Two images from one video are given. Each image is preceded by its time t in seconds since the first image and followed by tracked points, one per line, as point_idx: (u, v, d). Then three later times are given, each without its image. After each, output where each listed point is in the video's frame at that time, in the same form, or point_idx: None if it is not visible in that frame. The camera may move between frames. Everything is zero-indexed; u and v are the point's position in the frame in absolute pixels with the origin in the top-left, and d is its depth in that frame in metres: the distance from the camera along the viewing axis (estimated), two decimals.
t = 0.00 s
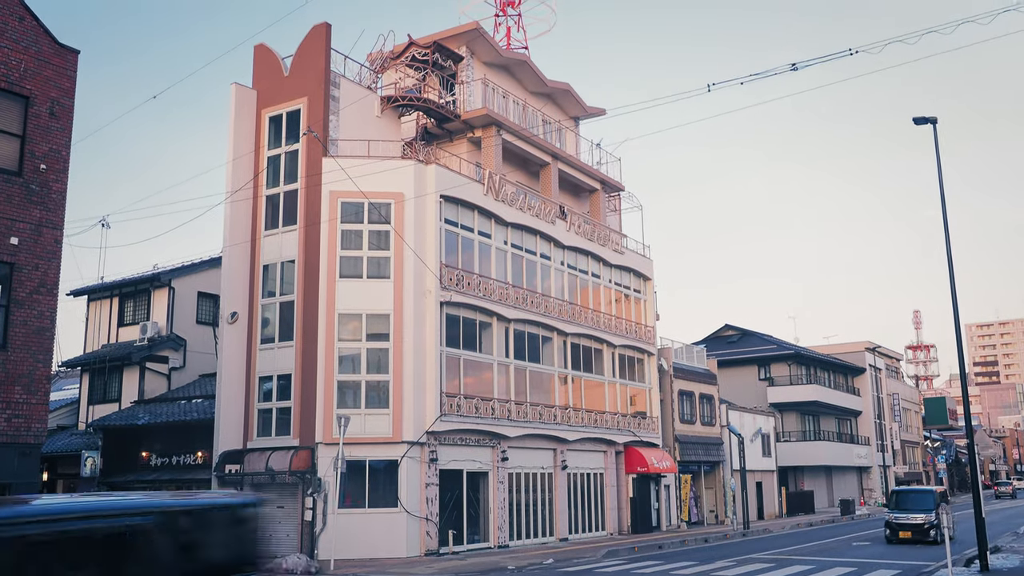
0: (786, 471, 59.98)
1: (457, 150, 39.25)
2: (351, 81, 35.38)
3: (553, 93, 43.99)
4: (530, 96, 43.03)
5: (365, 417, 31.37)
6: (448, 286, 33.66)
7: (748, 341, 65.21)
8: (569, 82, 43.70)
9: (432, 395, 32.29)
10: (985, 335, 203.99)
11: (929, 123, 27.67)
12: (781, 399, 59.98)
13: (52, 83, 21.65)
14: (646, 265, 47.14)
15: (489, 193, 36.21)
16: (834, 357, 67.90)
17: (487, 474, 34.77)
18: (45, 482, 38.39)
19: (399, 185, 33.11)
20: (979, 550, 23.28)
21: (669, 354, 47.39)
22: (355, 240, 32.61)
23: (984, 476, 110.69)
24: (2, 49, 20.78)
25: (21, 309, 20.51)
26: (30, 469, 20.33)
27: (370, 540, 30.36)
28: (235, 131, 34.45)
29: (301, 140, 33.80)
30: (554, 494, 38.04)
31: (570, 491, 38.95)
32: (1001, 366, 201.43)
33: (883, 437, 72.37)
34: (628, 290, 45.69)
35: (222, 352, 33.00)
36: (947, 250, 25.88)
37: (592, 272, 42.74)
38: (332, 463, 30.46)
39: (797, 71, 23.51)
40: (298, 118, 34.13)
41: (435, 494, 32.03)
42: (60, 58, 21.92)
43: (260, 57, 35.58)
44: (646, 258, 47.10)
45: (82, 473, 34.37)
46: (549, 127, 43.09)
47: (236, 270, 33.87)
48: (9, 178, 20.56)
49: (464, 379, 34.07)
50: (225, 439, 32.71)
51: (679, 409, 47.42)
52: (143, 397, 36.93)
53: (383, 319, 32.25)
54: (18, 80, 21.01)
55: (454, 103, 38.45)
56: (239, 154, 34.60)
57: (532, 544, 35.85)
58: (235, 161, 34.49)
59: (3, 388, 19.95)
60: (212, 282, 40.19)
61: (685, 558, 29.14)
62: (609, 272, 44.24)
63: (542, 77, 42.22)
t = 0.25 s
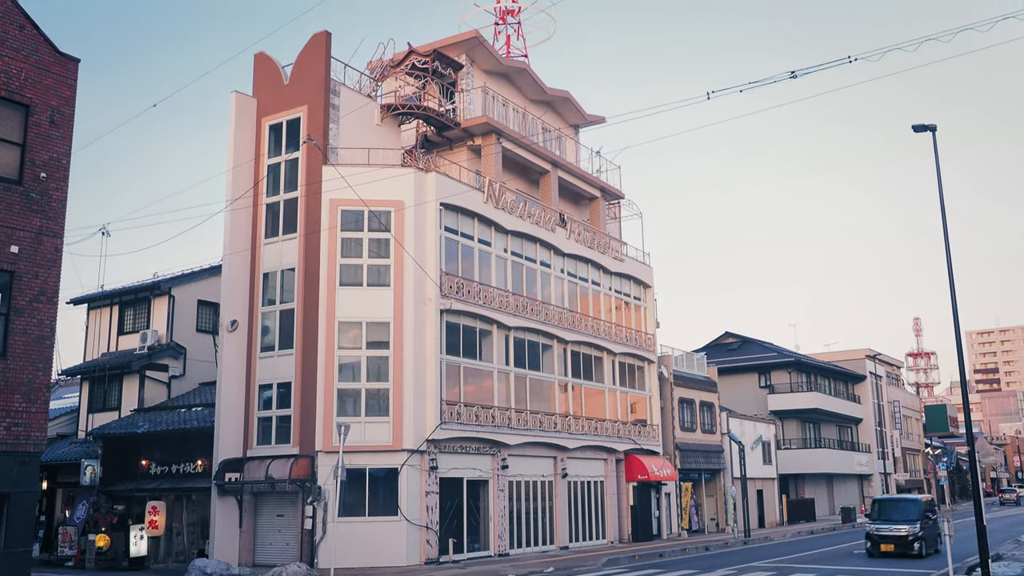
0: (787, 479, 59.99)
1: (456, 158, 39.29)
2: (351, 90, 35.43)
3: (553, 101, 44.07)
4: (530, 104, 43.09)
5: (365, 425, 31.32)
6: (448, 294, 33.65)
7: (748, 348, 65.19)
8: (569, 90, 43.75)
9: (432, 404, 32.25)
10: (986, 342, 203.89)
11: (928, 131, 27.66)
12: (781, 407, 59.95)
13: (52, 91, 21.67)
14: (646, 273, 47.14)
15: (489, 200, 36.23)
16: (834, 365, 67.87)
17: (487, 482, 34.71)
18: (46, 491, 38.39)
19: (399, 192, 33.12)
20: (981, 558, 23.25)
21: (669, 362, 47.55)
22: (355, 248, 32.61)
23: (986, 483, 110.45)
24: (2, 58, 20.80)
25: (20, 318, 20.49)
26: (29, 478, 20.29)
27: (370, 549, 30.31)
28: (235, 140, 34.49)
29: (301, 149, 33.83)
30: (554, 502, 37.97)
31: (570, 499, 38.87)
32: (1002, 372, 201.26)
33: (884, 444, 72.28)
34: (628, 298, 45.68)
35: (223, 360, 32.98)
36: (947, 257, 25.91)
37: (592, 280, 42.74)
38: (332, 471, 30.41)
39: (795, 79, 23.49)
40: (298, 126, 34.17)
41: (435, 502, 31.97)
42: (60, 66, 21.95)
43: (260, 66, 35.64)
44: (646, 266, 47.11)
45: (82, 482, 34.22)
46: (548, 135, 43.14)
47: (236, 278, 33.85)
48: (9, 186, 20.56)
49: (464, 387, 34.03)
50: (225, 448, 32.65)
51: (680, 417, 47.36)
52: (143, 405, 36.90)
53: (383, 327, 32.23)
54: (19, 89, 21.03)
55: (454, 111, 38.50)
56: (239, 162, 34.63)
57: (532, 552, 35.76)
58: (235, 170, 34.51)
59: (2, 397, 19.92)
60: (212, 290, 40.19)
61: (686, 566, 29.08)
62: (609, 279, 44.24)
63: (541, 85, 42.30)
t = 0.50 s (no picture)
0: (787, 487, 59.64)
1: (456, 167, 39.32)
2: (351, 99, 35.47)
3: (552, 110, 44.13)
4: (529, 113, 43.16)
5: (364, 434, 31.28)
6: (448, 303, 33.65)
7: (748, 356, 65.16)
8: (568, 99, 43.82)
9: (432, 412, 32.20)
10: (986, 350, 203.85)
11: (927, 139, 27.67)
12: (781, 415, 60.00)
13: (52, 101, 21.69)
14: (646, 281, 47.15)
15: (489, 209, 36.26)
16: (834, 373, 67.84)
17: (487, 491, 34.64)
18: (45, 501, 38.27)
19: (399, 201, 33.15)
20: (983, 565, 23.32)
21: (669, 370, 47.36)
22: (355, 256, 32.61)
23: (987, 492, 110.19)
24: (2, 67, 20.84)
25: (20, 327, 20.47)
26: (28, 487, 20.24)
27: (370, 558, 30.23)
28: (235, 149, 34.52)
29: (301, 157, 33.87)
30: (554, 511, 37.88)
31: (570, 507, 38.79)
32: (1002, 380, 201.11)
33: (885, 453, 72.17)
34: (627, 306, 45.66)
35: (222, 369, 32.94)
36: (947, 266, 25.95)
37: (592, 288, 42.74)
38: (332, 480, 30.34)
39: (795, 87, 23.38)
40: (298, 135, 34.20)
41: (435, 511, 31.90)
42: (60, 76, 21.98)
43: (260, 75, 35.70)
44: (646, 274, 47.12)
45: (82, 491, 33.61)
46: (548, 143, 43.20)
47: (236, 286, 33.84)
48: (9, 196, 20.57)
49: (464, 396, 34.00)
50: (224, 457, 32.61)
51: (680, 426, 47.34)
52: (143, 414, 36.85)
53: (383, 335, 32.20)
54: (19, 98, 21.06)
55: (454, 120, 38.56)
56: (239, 171, 34.65)
57: (532, 561, 35.66)
58: (235, 178, 34.51)
59: (1, 406, 19.89)
60: (212, 299, 40.17)
61: None
62: (609, 288, 44.24)
63: (541, 94, 42.35)
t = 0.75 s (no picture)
0: (788, 497, 59.57)
1: (456, 177, 39.34)
2: (351, 109, 35.52)
3: (552, 120, 44.20)
4: (529, 123, 43.23)
5: (364, 444, 31.22)
6: (448, 313, 33.63)
7: (748, 366, 65.10)
8: (568, 109, 43.88)
9: (432, 422, 32.14)
10: (986, 360, 203.69)
11: (927, 150, 27.98)
12: (781, 425, 59.91)
13: (52, 111, 21.71)
14: (646, 291, 47.13)
15: (489, 219, 36.27)
16: (835, 383, 67.78)
17: (487, 502, 34.56)
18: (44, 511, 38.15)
19: (398, 211, 33.16)
20: None
21: (669, 380, 47.41)
22: (354, 266, 32.61)
23: (989, 502, 109.91)
24: (2, 78, 20.86)
25: (19, 338, 20.44)
26: (27, 498, 20.19)
27: (370, 569, 30.13)
28: (235, 159, 34.55)
29: (301, 168, 33.90)
30: (555, 522, 37.77)
31: (570, 518, 38.69)
32: (1003, 390, 200.87)
33: (886, 462, 72.04)
34: (627, 316, 45.63)
35: (222, 379, 32.89)
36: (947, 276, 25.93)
37: (592, 298, 42.72)
38: (331, 490, 30.26)
39: (794, 98, 22.69)
40: (298, 145, 34.24)
41: (435, 522, 31.81)
42: (61, 86, 22.01)
43: (260, 85, 35.77)
44: (646, 284, 47.11)
45: (81, 502, 33.30)
46: (548, 153, 43.26)
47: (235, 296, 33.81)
48: (9, 206, 20.57)
49: (464, 406, 33.94)
50: (223, 468, 32.53)
51: (681, 436, 47.27)
52: (142, 425, 36.79)
53: (383, 345, 32.17)
54: (20, 109, 21.09)
55: (453, 130, 38.61)
56: (239, 182, 34.67)
57: (532, 572, 35.55)
58: (235, 189, 34.53)
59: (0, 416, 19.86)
60: (212, 309, 40.15)
61: None
62: (609, 297, 44.23)
63: (541, 104, 42.41)
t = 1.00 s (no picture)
0: (788, 509, 59.72)
1: (456, 189, 39.41)
2: (351, 121, 35.60)
3: (552, 132, 44.30)
4: (529, 135, 43.32)
5: (364, 456, 31.16)
6: (447, 324, 33.61)
7: (748, 377, 65.04)
8: (568, 120, 43.97)
9: (432, 434, 32.08)
10: (987, 371, 203.49)
11: (927, 161, 27.86)
12: (782, 436, 59.80)
13: (53, 123, 21.76)
14: (646, 302, 47.12)
15: (489, 230, 36.30)
16: (835, 394, 67.70)
17: (487, 514, 34.46)
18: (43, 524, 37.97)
19: (398, 223, 33.19)
20: None
21: (669, 392, 47.33)
22: (354, 278, 32.62)
23: (991, 514, 109.55)
24: (4, 90, 20.92)
25: (19, 349, 20.42)
26: (26, 511, 20.14)
27: None
28: (235, 171, 34.59)
29: (301, 179, 33.96)
30: (555, 534, 37.66)
31: (571, 529, 38.56)
32: (1004, 401, 200.57)
33: (887, 474, 71.88)
34: (627, 327, 45.61)
35: (222, 390, 32.84)
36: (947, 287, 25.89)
37: (592, 309, 42.72)
38: (331, 502, 30.19)
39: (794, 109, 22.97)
40: (298, 157, 34.30)
41: (435, 534, 31.71)
42: (62, 99, 22.07)
43: (261, 97, 35.85)
44: (646, 295, 47.11)
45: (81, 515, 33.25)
46: (548, 165, 43.34)
47: (236, 307, 33.80)
48: (9, 218, 20.60)
49: (464, 418, 33.88)
50: (223, 480, 32.45)
51: (681, 447, 47.19)
52: (141, 437, 36.72)
53: (383, 356, 32.15)
54: (21, 121, 21.14)
55: (453, 142, 38.69)
56: (239, 193, 34.71)
57: None
58: (235, 201, 34.56)
59: None
60: (212, 320, 40.15)
61: None
62: (609, 309, 44.21)
63: (541, 116, 42.51)
